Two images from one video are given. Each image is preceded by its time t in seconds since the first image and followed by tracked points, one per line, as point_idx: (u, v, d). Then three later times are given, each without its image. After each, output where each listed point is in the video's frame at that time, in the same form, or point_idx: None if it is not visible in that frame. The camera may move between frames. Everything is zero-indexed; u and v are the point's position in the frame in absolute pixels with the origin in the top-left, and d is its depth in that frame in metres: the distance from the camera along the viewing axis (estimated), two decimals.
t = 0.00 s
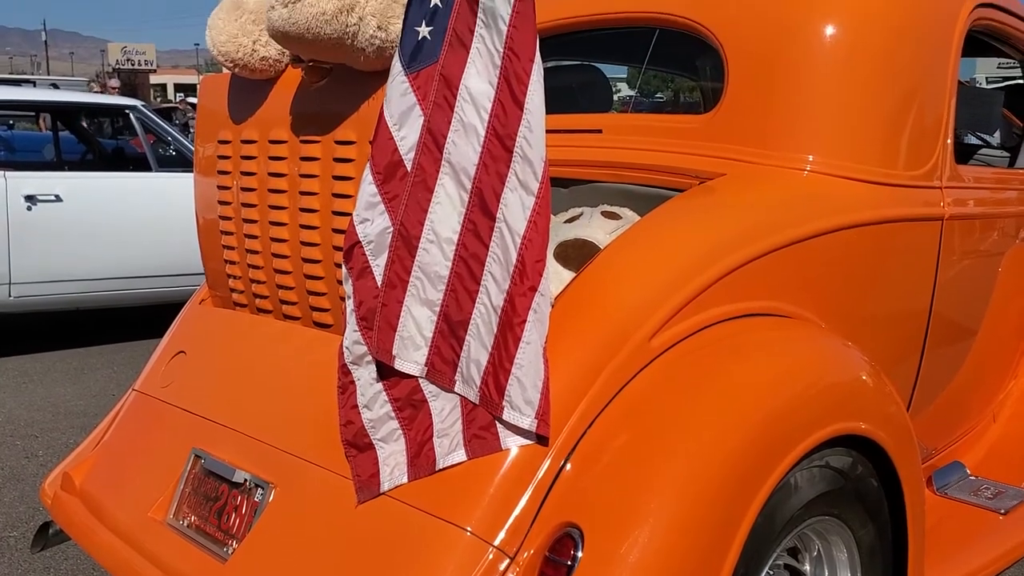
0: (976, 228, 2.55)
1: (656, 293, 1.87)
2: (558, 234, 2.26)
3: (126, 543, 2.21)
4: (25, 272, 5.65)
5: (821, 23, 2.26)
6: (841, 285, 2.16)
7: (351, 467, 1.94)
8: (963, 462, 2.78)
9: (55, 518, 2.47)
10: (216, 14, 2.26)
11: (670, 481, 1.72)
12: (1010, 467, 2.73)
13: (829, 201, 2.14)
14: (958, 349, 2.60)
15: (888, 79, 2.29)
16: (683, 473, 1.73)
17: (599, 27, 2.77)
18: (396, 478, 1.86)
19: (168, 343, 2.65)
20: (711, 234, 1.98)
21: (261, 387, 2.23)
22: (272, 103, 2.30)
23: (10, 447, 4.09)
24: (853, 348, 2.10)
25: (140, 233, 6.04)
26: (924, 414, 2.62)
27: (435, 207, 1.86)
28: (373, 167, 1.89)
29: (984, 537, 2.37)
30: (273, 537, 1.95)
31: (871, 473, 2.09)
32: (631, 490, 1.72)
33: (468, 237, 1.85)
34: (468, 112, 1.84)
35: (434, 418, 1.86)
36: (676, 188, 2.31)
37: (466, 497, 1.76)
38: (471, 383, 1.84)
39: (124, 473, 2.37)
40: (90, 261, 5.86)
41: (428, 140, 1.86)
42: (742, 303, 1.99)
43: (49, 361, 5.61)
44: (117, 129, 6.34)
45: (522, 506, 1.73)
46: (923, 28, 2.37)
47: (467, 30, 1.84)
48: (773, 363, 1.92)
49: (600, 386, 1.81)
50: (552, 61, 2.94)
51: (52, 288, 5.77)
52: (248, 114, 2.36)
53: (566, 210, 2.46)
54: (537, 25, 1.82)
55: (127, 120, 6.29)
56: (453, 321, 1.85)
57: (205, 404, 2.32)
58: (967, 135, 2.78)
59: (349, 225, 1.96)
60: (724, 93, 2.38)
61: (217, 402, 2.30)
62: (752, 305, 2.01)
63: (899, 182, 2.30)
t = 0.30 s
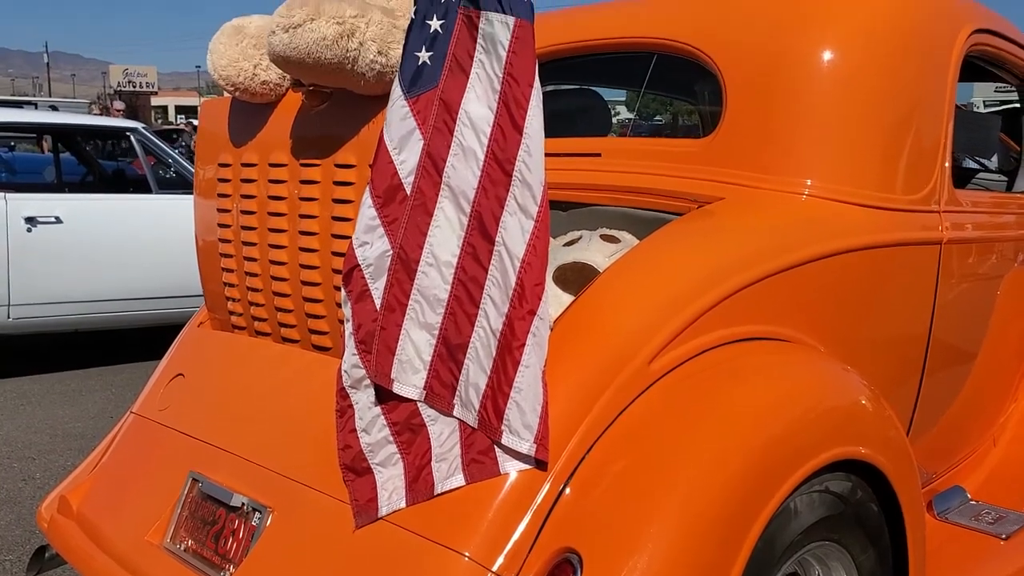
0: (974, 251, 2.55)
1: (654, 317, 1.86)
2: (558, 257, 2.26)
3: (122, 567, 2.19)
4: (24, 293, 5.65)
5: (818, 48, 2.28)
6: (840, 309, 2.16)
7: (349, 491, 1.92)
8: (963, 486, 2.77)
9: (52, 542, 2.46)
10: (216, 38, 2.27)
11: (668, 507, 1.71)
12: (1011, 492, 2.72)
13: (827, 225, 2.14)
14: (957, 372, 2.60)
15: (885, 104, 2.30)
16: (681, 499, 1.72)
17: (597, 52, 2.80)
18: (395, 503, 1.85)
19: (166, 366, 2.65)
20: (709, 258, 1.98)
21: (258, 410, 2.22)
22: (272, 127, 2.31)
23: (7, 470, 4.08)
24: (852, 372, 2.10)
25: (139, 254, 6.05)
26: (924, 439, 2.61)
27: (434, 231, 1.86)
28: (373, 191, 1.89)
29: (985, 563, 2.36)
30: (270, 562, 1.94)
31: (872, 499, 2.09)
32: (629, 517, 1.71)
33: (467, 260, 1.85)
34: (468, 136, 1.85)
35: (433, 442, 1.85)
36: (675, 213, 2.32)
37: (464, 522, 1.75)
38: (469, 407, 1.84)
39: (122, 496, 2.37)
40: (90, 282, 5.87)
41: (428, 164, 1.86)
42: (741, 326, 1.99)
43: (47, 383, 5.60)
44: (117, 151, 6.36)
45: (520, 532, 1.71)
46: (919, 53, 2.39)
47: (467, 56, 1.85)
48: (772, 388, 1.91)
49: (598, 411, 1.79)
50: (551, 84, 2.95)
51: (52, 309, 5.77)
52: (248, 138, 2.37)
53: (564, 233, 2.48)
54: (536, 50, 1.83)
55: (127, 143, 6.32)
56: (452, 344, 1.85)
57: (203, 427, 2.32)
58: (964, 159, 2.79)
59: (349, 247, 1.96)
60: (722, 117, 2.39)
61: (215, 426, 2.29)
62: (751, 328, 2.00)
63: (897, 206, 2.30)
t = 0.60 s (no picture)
0: (972, 272, 2.55)
1: (653, 338, 1.85)
2: (557, 277, 2.27)
3: None
4: (23, 312, 5.65)
5: (816, 70, 2.29)
6: (839, 331, 2.15)
7: (346, 512, 1.91)
8: (963, 508, 2.76)
9: (48, 562, 2.45)
10: (216, 60, 2.25)
11: (667, 530, 1.71)
12: (1011, 514, 2.71)
13: (826, 246, 2.15)
14: (957, 394, 2.59)
15: (883, 126, 2.30)
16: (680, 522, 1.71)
17: (594, 74, 2.81)
18: (392, 525, 1.84)
19: (165, 386, 2.64)
20: (708, 280, 1.98)
21: (256, 431, 2.22)
22: (272, 148, 2.32)
23: (4, 489, 4.06)
24: (851, 394, 2.09)
25: (139, 273, 6.05)
26: (923, 460, 2.60)
27: (433, 252, 1.87)
28: (372, 212, 1.88)
29: None
30: None
31: (872, 521, 2.09)
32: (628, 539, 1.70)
33: (466, 280, 1.86)
34: (467, 157, 1.85)
35: (431, 464, 1.84)
36: (674, 234, 2.32)
37: (462, 544, 1.74)
38: (468, 428, 1.84)
39: (119, 516, 2.36)
40: (90, 300, 5.87)
41: (427, 185, 1.86)
42: (740, 348, 1.98)
43: (46, 402, 5.59)
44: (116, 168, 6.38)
45: (519, 554, 1.71)
46: (917, 76, 2.40)
47: (466, 77, 1.86)
48: (771, 410, 1.91)
49: (597, 433, 1.78)
50: (548, 106, 2.97)
51: (51, 327, 5.77)
52: (248, 158, 2.38)
53: (564, 254, 2.45)
54: (535, 72, 1.84)
55: (128, 162, 6.32)
56: (451, 365, 1.85)
57: (201, 447, 2.31)
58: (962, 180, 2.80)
59: (348, 267, 1.95)
60: (720, 138, 2.40)
61: (213, 446, 2.28)
62: (750, 349, 2.00)
63: (896, 228, 2.31)
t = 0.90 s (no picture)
0: (972, 294, 2.55)
1: (653, 360, 1.85)
2: (556, 299, 2.28)
3: None
4: (23, 331, 5.65)
5: (813, 93, 2.31)
6: (838, 352, 2.15)
7: (344, 535, 1.90)
8: (964, 531, 2.74)
9: None
10: (217, 82, 2.26)
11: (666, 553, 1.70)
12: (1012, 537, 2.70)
13: (825, 268, 2.15)
14: (957, 416, 2.59)
15: (881, 148, 2.31)
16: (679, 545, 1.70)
17: (594, 96, 2.83)
18: (390, 548, 1.83)
19: (164, 406, 2.64)
20: (708, 302, 1.98)
21: (255, 452, 2.21)
22: (273, 169, 2.32)
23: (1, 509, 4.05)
24: (851, 416, 2.09)
25: (139, 291, 6.05)
26: (924, 483, 2.59)
27: (432, 273, 1.87)
28: (372, 233, 1.87)
29: None
30: None
31: (873, 544, 2.11)
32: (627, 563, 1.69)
33: (466, 301, 1.86)
34: (467, 179, 1.86)
35: (430, 486, 1.83)
36: (673, 255, 2.33)
37: (461, 567, 1.73)
38: (468, 450, 1.83)
39: (117, 538, 2.34)
40: (89, 319, 5.87)
41: (427, 207, 1.87)
42: (739, 370, 1.98)
43: (44, 421, 5.57)
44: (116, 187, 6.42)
45: None
46: (915, 99, 2.41)
47: (466, 100, 1.87)
48: (771, 432, 1.90)
49: (597, 455, 1.77)
50: (548, 127, 2.98)
51: (51, 346, 5.77)
52: (248, 179, 2.39)
53: (564, 275, 2.48)
54: (535, 95, 1.85)
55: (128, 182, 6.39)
56: (450, 386, 1.85)
57: (200, 468, 2.30)
58: (960, 202, 2.81)
59: (348, 287, 1.95)
60: (718, 160, 2.41)
61: (211, 467, 2.27)
62: (750, 371, 1.99)
63: (895, 250, 2.31)
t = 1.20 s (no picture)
0: (971, 314, 2.55)
1: (651, 382, 1.84)
2: (555, 319, 2.29)
3: None
4: (21, 350, 5.64)
5: (811, 114, 2.32)
6: (837, 373, 2.15)
7: (343, 557, 1.87)
8: (965, 552, 2.73)
9: None
10: (218, 103, 2.27)
11: None
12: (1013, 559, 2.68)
13: (823, 289, 2.15)
14: (956, 436, 2.58)
15: (879, 169, 2.32)
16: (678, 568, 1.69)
17: (592, 117, 2.84)
18: (389, 569, 1.81)
19: (162, 427, 2.64)
20: (707, 322, 1.97)
21: (253, 473, 2.20)
22: (272, 189, 2.33)
23: None
24: (850, 437, 2.08)
25: (138, 310, 6.05)
26: (924, 504, 2.58)
27: (431, 293, 1.86)
28: (372, 253, 1.87)
29: None
30: None
31: (873, 566, 2.12)
32: None
33: (465, 322, 1.85)
34: (466, 200, 1.87)
35: (428, 508, 1.82)
36: (671, 275, 2.34)
37: None
38: (466, 471, 1.82)
39: (114, 559, 2.33)
40: (89, 338, 5.86)
41: (426, 227, 1.86)
42: (739, 391, 1.97)
43: (42, 441, 5.56)
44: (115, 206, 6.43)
45: None
46: (913, 120, 2.42)
47: (465, 121, 1.88)
48: (770, 453, 1.90)
49: (596, 476, 1.76)
50: (548, 147, 2.98)
51: (50, 365, 5.76)
52: (248, 200, 2.40)
53: (563, 295, 2.50)
54: (533, 117, 1.86)
55: (128, 202, 6.41)
56: (448, 408, 1.84)
57: (198, 489, 2.29)
58: (959, 223, 2.82)
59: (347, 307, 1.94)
60: (717, 181, 2.42)
61: (209, 488, 2.27)
62: (750, 393, 1.99)
63: (893, 270, 2.31)
